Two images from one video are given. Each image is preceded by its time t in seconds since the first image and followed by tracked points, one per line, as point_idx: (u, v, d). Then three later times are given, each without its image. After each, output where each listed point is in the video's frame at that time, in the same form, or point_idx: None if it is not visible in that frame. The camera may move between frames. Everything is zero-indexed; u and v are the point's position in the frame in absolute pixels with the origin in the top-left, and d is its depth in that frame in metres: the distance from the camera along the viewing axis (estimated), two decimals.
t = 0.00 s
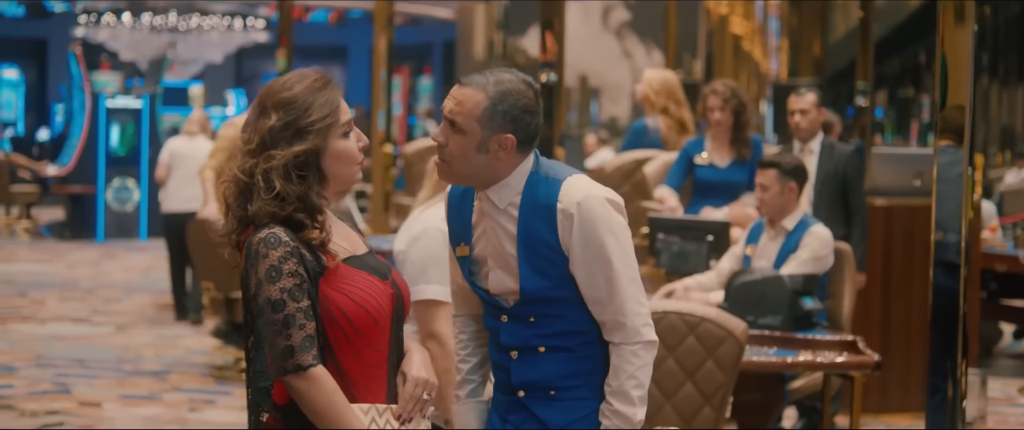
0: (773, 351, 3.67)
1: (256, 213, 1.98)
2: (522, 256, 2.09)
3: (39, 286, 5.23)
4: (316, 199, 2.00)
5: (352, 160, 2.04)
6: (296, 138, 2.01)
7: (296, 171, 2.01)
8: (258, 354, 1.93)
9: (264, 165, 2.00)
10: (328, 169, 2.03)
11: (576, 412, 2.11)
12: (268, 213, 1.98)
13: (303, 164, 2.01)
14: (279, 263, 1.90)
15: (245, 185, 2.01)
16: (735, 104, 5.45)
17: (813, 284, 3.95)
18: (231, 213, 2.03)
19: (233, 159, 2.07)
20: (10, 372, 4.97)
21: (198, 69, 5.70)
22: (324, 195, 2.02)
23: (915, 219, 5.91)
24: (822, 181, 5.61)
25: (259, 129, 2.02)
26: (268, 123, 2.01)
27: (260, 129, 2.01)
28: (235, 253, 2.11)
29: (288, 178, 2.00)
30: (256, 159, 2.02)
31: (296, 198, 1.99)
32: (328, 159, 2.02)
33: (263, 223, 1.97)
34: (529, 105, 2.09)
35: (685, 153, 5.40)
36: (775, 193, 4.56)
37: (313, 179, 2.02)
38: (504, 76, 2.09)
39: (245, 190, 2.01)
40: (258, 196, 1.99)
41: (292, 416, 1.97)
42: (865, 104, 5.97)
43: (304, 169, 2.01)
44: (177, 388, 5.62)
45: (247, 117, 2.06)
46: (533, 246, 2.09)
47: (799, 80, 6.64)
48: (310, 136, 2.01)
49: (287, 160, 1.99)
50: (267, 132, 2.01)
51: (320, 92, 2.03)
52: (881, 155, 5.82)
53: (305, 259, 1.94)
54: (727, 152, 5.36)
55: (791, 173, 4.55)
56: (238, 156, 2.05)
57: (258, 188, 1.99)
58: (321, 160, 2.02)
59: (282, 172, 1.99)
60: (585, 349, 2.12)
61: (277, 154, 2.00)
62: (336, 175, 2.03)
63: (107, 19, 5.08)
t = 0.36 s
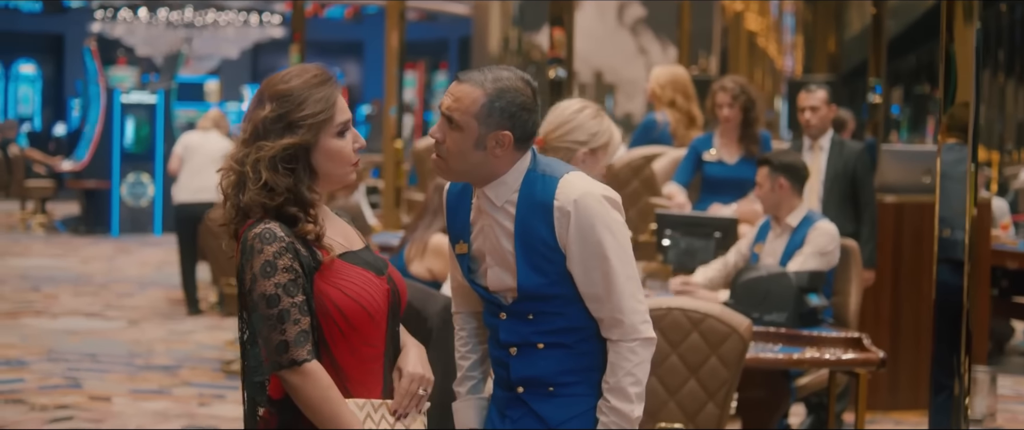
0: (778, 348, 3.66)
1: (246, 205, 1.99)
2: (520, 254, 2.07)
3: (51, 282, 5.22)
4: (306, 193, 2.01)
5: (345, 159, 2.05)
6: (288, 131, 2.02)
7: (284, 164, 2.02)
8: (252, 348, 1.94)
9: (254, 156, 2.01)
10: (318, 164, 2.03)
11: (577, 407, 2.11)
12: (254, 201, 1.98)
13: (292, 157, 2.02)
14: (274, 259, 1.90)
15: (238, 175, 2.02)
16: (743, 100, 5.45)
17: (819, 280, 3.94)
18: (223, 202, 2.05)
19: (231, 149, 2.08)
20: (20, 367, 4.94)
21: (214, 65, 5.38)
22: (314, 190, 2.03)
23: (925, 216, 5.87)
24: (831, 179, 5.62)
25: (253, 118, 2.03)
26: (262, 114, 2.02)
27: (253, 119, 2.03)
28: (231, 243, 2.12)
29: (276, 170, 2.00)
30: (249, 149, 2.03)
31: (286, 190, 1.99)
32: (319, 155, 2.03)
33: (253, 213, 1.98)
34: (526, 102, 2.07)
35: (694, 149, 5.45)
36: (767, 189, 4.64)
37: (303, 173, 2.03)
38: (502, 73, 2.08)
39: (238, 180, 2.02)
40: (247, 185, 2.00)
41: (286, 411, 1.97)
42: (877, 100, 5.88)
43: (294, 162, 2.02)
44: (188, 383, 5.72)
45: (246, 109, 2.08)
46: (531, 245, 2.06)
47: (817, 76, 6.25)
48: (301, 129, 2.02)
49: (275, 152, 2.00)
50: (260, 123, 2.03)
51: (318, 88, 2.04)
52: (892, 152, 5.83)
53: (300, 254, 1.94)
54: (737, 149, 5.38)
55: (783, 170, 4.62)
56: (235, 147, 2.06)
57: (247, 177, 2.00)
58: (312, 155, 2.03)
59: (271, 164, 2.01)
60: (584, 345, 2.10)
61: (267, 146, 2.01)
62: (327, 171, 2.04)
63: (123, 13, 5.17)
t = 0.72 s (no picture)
0: (788, 345, 3.63)
1: (246, 194, 2.01)
2: (522, 250, 2.07)
3: (68, 277, 5.09)
4: (306, 191, 2.02)
5: (346, 163, 2.05)
6: (293, 125, 2.02)
7: (287, 159, 2.02)
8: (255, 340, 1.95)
9: (259, 146, 2.03)
10: (320, 164, 2.04)
11: (579, 405, 2.10)
12: (253, 190, 2.01)
13: (295, 152, 2.02)
14: (275, 251, 1.91)
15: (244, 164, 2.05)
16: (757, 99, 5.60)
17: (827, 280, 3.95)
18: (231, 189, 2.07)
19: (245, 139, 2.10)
20: (37, 362, 4.99)
21: (231, 62, 4.92)
22: (314, 188, 2.04)
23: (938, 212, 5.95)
24: (844, 176, 5.67)
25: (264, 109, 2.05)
26: (271, 106, 2.04)
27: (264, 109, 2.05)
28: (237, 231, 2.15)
29: (277, 163, 2.01)
30: (256, 139, 2.04)
31: (285, 184, 2.01)
32: (321, 155, 2.03)
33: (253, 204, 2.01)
34: (530, 97, 2.07)
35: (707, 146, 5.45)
36: (782, 187, 4.71)
37: (304, 170, 2.03)
38: (505, 69, 2.07)
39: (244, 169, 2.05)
40: (250, 175, 2.02)
41: (292, 405, 1.97)
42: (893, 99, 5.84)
43: (297, 157, 2.03)
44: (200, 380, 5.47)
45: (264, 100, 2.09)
46: (533, 242, 2.06)
47: (834, 74, 5.88)
48: (306, 126, 2.02)
49: (278, 144, 2.01)
50: (269, 114, 2.04)
51: (331, 89, 2.03)
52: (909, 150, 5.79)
53: (300, 247, 1.95)
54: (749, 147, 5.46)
55: (797, 169, 4.71)
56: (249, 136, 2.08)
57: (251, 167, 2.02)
58: (315, 152, 2.03)
59: (273, 156, 2.02)
60: (585, 340, 2.10)
61: (272, 137, 2.02)
62: (327, 173, 2.04)
63: (143, 13, 4.87)
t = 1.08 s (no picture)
0: (806, 345, 3.63)
1: (268, 195, 2.01)
2: (528, 250, 2.07)
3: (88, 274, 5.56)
4: (323, 192, 2.02)
5: (363, 162, 2.05)
6: (315, 128, 2.02)
7: (310, 160, 2.02)
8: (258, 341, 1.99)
9: (281, 148, 2.01)
10: (340, 165, 2.03)
11: (585, 406, 2.12)
12: (277, 192, 2.01)
13: (319, 154, 2.02)
14: (274, 255, 1.94)
15: (262, 165, 2.03)
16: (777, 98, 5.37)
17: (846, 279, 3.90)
18: (246, 191, 2.06)
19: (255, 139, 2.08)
20: (59, 362, 5.29)
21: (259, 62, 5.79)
22: (332, 189, 2.04)
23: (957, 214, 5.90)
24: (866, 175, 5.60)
25: (282, 110, 2.03)
26: (292, 107, 2.02)
27: (282, 111, 2.03)
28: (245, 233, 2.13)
29: (303, 165, 2.01)
30: (275, 140, 2.03)
31: (307, 186, 2.01)
32: (342, 157, 2.03)
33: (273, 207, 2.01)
34: (536, 97, 2.09)
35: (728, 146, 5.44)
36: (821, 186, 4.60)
37: (326, 172, 2.03)
38: (513, 69, 2.09)
39: (262, 170, 2.03)
40: (273, 178, 2.01)
41: (298, 405, 2.03)
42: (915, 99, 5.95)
43: (319, 158, 2.02)
44: (224, 378, 5.68)
45: (274, 99, 2.08)
46: (539, 241, 2.07)
47: (860, 74, 6.13)
48: (330, 127, 2.02)
49: (304, 146, 2.00)
50: (289, 115, 2.02)
51: (348, 91, 2.04)
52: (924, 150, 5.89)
53: (301, 251, 1.98)
54: (769, 146, 5.38)
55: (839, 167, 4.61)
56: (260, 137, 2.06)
57: (274, 169, 2.01)
58: (335, 154, 2.03)
59: (297, 158, 2.01)
60: (592, 340, 2.11)
61: (295, 139, 2.01)
62: (347, 175, 2.04)
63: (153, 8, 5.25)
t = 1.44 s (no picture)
0: (825, 345, 3.62)
1: (275, 199, 2.01)
2: (539, 248, 2.13)
3: (120, 278, 5.22)
4: (332, 192, 2.03)
5: (370, 160, 2.06)
6: (316, 132, 2.03)
7: (312, 164, 2.03)
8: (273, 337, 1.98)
9: (283, 153, 2.03)
10: (346, 165, 2.04)
11: (594, 405, 2.16)
12: (284, 196, 2.01)
13: (320, 158, 2.03)
14: (293, 249, 1.94)
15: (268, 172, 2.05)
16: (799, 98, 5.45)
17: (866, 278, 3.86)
18: (256, 196, 2.08)
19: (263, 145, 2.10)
20: (84, 362, 5.18)
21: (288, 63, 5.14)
22: (340, 188, 2.04)
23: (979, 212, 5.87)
24: (888, 176, 5.61)
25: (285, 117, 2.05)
26: (292, 113, 2.04)
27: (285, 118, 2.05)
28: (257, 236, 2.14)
29: (305, 169, 2.02)
30: (278, 148, 2.05)
31: (314, 188, 2.01)
32: (347, 156, 2.04)
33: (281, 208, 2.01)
34: (546, 94, 2.15)
35: (749, 145, 5.41)
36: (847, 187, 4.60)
37: (331, 174, 2.04)
38: (522, 66, 2.15)
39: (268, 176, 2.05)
40: (278, 183, 2.02)
41: (309, 401, 2.00)
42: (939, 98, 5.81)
43: (322, 162, 2.03)
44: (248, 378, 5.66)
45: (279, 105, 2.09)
46: (550, 240, 2.12)
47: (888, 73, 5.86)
48: (329, 132, 2.03)
49: (303, 152, 2.02)
50: (290, 122, 2.04)
51: (348, 91, 2.05)
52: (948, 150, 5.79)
53: (319, 246, 1.97)
54: (791, 146, 5.36)
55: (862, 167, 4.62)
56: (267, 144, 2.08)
57: (279, 174, 2.02)
58: (339, 156, 2.04)
59: (299, 162, 2.02)
60: (602, 340, 2.16)
61: (295, 145, 2.03)
62: (355, 174, 2.05)
63: (197, 13, 5.06)
